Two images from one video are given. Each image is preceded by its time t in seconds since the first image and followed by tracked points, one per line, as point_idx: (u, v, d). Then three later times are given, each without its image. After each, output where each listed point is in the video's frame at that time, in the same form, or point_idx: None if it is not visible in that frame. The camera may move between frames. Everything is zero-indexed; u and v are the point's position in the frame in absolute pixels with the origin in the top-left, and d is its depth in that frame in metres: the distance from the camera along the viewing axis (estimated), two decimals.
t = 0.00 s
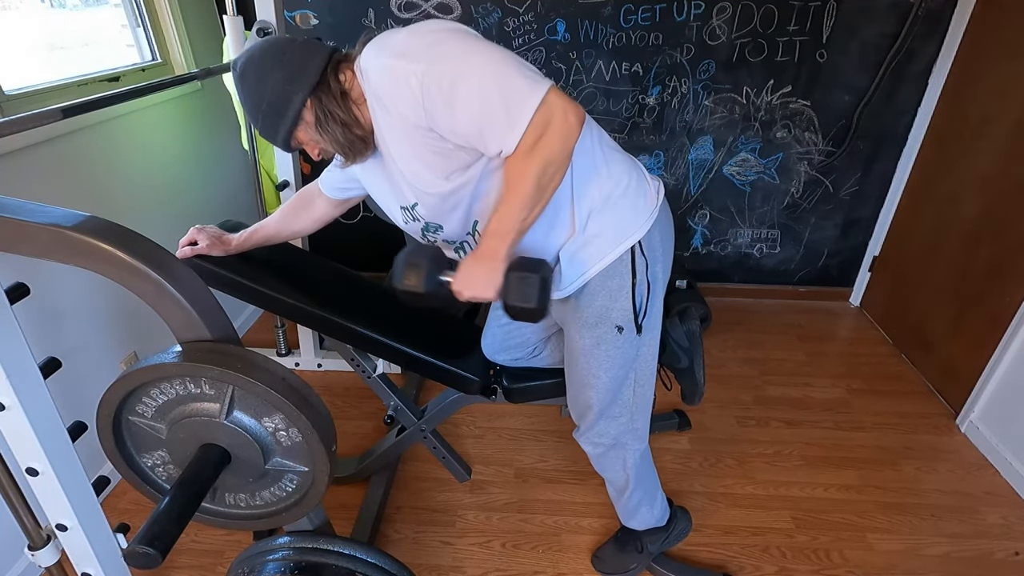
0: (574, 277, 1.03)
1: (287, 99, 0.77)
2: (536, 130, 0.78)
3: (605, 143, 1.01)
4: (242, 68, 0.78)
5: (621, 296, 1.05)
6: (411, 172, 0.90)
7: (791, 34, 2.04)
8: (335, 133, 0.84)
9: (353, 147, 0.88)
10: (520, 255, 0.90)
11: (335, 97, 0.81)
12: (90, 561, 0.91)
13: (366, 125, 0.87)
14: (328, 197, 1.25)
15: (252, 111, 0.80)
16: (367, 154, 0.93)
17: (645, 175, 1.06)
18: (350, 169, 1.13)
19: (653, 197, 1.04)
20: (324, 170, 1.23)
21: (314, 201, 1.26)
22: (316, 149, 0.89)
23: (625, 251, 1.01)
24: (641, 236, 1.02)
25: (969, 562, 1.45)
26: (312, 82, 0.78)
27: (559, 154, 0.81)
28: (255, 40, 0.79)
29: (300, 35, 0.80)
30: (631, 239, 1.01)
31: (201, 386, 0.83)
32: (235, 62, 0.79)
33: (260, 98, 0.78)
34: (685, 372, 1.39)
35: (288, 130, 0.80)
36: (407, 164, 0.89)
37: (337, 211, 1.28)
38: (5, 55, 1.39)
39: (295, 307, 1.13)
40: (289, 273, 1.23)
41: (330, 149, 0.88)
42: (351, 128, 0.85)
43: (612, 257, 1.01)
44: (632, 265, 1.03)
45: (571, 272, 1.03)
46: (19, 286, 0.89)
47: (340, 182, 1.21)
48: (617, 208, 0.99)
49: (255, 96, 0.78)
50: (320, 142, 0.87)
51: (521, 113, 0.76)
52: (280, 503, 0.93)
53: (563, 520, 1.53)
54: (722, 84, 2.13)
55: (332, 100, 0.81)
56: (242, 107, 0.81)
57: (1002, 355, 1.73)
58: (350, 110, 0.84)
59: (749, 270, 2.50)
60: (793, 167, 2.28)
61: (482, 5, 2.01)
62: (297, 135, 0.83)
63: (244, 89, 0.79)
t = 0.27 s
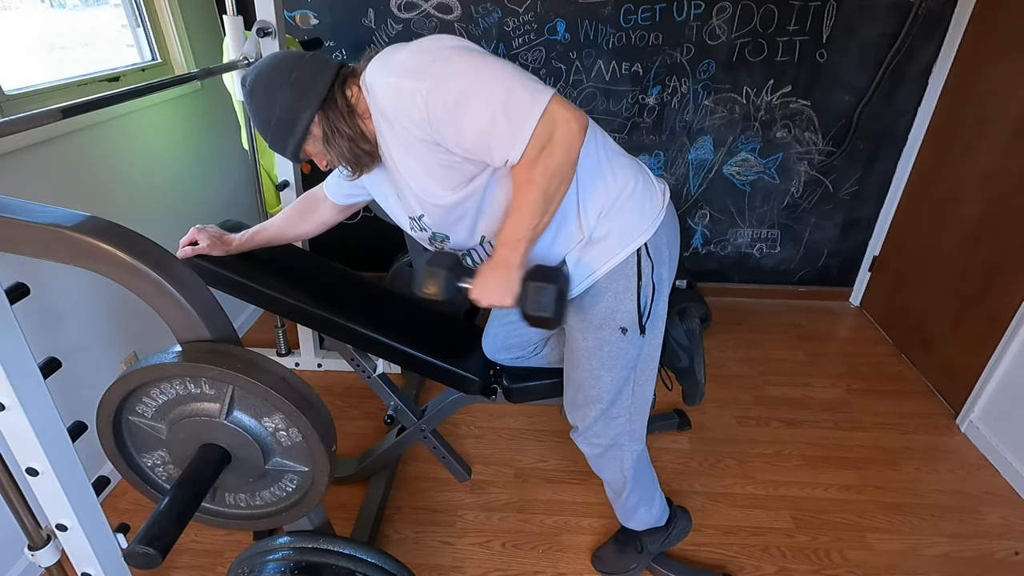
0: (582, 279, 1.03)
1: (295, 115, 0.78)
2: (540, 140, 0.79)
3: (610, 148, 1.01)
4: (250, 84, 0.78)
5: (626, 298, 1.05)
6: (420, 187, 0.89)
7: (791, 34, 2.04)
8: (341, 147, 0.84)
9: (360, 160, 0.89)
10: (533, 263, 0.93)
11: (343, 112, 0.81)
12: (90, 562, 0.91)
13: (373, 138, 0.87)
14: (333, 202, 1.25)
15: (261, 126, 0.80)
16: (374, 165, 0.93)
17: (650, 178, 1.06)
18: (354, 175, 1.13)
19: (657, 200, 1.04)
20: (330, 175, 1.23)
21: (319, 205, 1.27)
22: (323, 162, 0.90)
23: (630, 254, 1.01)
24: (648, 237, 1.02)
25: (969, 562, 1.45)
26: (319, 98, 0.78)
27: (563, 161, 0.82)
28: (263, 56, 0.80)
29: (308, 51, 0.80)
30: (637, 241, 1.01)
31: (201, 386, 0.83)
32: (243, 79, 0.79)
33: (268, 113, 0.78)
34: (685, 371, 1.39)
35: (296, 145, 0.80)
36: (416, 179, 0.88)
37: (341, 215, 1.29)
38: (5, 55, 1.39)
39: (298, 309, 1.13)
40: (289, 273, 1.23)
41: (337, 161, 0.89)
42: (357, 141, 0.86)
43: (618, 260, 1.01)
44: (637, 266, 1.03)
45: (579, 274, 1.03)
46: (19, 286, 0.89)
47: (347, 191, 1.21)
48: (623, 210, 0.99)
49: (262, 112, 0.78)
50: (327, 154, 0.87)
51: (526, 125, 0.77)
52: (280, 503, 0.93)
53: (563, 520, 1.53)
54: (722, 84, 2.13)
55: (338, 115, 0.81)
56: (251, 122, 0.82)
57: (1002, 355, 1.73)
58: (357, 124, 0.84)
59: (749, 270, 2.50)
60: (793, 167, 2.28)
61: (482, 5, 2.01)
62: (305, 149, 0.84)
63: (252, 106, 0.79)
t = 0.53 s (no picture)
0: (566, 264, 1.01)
1: (279, 69, 0.76)
2: (550, 63, 0.67)
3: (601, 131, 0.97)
4: (238, 38, 0.77)
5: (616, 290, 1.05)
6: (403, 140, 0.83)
7: (791, 34, 2.04)
8: (325, 108, 0.82)
9: (345, 124, 0.87)
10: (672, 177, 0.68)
11: (327, 71, 0.80)
12: (89, 561, 0.91)
13: (359, 103, 0.85)
14: (328, 193, 1.24)
15: (246, 82, 0.79)
16: (359, 135, 0.91)
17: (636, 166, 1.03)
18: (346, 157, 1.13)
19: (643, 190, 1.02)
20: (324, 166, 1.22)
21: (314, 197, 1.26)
22: (307, 127, 0.88)
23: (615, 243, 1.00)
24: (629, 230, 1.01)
25: (969, 562, 1.45)
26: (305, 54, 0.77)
27: (591, 74, 0.67)
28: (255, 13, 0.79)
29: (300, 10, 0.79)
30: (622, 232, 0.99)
31: (201, 386, 0.83)
32: (232, 34, 0.78)
33: (253, 68, 0.77)
34: (685, 367, 1.39)
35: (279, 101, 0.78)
36: (399, 133, 0.82)
37: (337, 207, 1.27)
38: (5, 54, 1.39)
39: (296, 311, 1.13)
40: (289, 273, 1.23)
41: (321, 127, 0.87)
42: (342, 103, 0.84)
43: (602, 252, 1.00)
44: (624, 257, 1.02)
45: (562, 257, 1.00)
46: (19, 286, 0.88)
47: (338, 177, 1.20)
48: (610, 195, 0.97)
49: (248, 67, 0.77)
50: (311, 119, 0.85)
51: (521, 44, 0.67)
52: (280, 503, 0.93)
53: (563, 520, 1.53)
54: (722, 84, 2.13)
55: (324, 73, 0.80)
56: (237, 80, 0.80)
57: (1002, 355, 1.73)
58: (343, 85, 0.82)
59: (749, 270, 2.50)
60: (792, 167, 2.28)
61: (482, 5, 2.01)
62: (288, 109, 0.82)
63: (239, 60, 0.78)
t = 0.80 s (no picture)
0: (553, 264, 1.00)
1: (275, 62, 0.77)
2: (541, 35, 0.68)
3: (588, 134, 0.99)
4: (236, 33, 0.79)
5: (606, 293, 1.05)
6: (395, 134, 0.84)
7: (791, 34, 2.04)
8: (320, 101, 0.83)
9: (341, 120, 0.87)
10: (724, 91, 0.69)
11: (323, 65, 0.81)
12: (89, 561, 0.91)
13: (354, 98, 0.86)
14: (326, 189, 1.25)
15: (242, 76, 0.80)
16: (355, 131, 0.92)
17: (623, 169, 1.04)
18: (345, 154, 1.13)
19: (630, 193, 1.02)
20: (323, 162, 1.23)
21: (313, 194, 1.27)
22: (305, 123, 0.89)
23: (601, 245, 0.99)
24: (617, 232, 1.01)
25: (969, 562, 1.45)
26: (300, 47, 0.78)
27: (594, 28, 0.68)
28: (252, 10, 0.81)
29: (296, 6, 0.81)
30: (608, 232, 0.99)
31: (201, 386, 0.83)
32: (231, 31, 0.80)
33: (249, 62, 0.79)
34: (685, 367, 1.39)
35: (274, 94, 0.79)
36: (389, 125, 0.83)
37: (336, 204, 1.29)
38: (5, 54, 1.39)
39: (291, 312, 1.13)
40: (289, 273, 1.23)
41: (318, 122, 0.88)
42: (338, 97, 0.85)
43: (587, 254, 0.99)
44: (612, 260, 1.03)
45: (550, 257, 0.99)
46: (20, 286, 0.88)
47: (337, 174, 1.21)
48: (599, 195, 0.98)
49: (245, 61, 0.79)
50: (308, 113, 0.86)
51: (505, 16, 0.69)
52: (280, 503, 0.93)
53: (563, 520, 1.53)
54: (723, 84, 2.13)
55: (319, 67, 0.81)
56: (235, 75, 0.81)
57: (1002, 355, 1.73)
58: (338, 79, 0.83)
59: (749, 270, 2.50)
60: (792, 167, 2.28)
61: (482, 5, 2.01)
62: (285, 104, 0.83)
63: (237, 55, 0.80)
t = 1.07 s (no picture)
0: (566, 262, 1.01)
1: (283, 65, 0.77)
2: (542, 80, 0.70)
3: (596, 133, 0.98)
4: (244, 35, 0.79)
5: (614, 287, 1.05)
6: (402, 142, 0.84)
7: (791, 34, 2.04)
8: (329, 104, 0.83)
9: (348, 122, 0.87)
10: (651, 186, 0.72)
11: (332, 69, 0.81)
12: (89, 561, 0.91)
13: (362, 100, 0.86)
14: (328, 189, 1.25)
15: (248, 79, 0.80)
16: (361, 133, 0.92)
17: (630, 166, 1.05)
18: (348, 156, 1.13)
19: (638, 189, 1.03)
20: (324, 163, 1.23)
21: (314, 195, 1.27)
22: (310, 124, 0.89)
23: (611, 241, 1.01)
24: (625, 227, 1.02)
25: (969, 562, 1.45)
26: (309, 51, 0.78)
27: (581, 89, 0.70)
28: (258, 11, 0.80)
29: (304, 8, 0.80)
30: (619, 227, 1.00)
31: (201, 386, 0.83)
32: (237, 31, 0.80)
33: (256, 65, 0.78)
34: (685, 365, 1.39)
35: (281, 97, 0.79)
36: (398, 134, 0.82)
37: (337, 205, 1.28)
38: (5, 54, 1.40)
39: (296, 310, 1.13)
40: (289, 273, 1.23)
41: (324, 124, 0.88)
42: (346, 101, 0.85)
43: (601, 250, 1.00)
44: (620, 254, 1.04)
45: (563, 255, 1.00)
46: (19, 286, 0.88)
47: (341, 174, 1.21)
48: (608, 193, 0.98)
49: (252, 63, 0.78)
50: (314, 115, 0.86)
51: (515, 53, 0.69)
52: (280, 503, 0.93)
53: (563, 520, 1.53)
54: (722, 84, 2.13)
55: (328, 70, 0.80)
56: (240, 76, 0.81)
57: (1002, 355, 1.73)
58: (346, 83, 0.83)
59: (749, 270, 2.50)
60: (792, 167, 2.28)
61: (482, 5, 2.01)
62: (291, 106, 0.83)
63: (244, 57, 0.79)
